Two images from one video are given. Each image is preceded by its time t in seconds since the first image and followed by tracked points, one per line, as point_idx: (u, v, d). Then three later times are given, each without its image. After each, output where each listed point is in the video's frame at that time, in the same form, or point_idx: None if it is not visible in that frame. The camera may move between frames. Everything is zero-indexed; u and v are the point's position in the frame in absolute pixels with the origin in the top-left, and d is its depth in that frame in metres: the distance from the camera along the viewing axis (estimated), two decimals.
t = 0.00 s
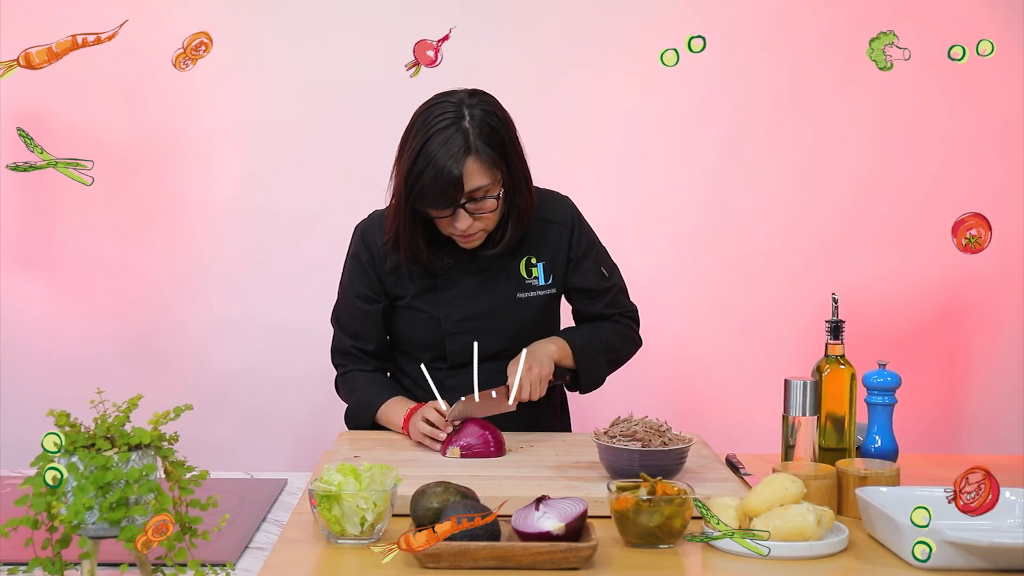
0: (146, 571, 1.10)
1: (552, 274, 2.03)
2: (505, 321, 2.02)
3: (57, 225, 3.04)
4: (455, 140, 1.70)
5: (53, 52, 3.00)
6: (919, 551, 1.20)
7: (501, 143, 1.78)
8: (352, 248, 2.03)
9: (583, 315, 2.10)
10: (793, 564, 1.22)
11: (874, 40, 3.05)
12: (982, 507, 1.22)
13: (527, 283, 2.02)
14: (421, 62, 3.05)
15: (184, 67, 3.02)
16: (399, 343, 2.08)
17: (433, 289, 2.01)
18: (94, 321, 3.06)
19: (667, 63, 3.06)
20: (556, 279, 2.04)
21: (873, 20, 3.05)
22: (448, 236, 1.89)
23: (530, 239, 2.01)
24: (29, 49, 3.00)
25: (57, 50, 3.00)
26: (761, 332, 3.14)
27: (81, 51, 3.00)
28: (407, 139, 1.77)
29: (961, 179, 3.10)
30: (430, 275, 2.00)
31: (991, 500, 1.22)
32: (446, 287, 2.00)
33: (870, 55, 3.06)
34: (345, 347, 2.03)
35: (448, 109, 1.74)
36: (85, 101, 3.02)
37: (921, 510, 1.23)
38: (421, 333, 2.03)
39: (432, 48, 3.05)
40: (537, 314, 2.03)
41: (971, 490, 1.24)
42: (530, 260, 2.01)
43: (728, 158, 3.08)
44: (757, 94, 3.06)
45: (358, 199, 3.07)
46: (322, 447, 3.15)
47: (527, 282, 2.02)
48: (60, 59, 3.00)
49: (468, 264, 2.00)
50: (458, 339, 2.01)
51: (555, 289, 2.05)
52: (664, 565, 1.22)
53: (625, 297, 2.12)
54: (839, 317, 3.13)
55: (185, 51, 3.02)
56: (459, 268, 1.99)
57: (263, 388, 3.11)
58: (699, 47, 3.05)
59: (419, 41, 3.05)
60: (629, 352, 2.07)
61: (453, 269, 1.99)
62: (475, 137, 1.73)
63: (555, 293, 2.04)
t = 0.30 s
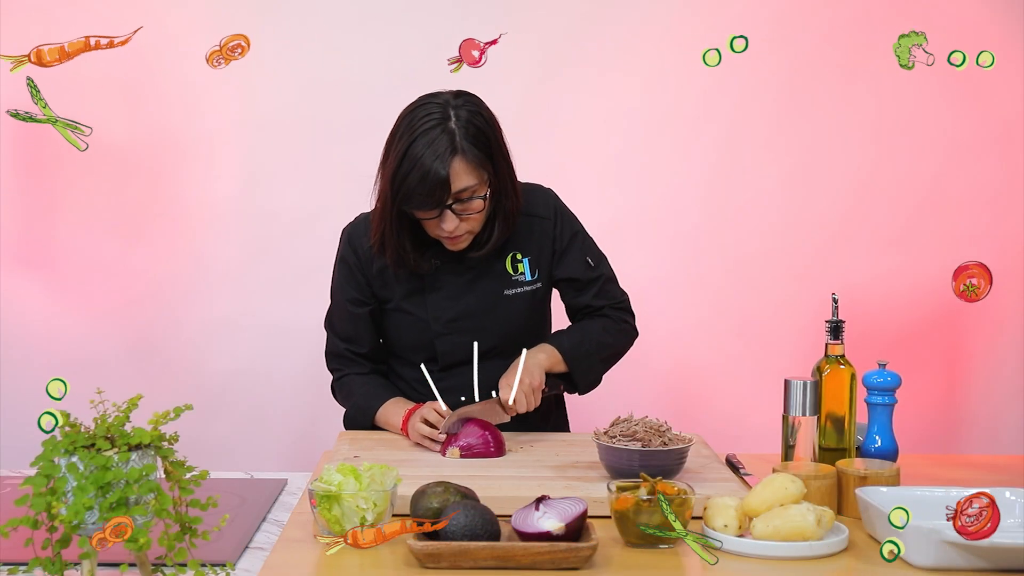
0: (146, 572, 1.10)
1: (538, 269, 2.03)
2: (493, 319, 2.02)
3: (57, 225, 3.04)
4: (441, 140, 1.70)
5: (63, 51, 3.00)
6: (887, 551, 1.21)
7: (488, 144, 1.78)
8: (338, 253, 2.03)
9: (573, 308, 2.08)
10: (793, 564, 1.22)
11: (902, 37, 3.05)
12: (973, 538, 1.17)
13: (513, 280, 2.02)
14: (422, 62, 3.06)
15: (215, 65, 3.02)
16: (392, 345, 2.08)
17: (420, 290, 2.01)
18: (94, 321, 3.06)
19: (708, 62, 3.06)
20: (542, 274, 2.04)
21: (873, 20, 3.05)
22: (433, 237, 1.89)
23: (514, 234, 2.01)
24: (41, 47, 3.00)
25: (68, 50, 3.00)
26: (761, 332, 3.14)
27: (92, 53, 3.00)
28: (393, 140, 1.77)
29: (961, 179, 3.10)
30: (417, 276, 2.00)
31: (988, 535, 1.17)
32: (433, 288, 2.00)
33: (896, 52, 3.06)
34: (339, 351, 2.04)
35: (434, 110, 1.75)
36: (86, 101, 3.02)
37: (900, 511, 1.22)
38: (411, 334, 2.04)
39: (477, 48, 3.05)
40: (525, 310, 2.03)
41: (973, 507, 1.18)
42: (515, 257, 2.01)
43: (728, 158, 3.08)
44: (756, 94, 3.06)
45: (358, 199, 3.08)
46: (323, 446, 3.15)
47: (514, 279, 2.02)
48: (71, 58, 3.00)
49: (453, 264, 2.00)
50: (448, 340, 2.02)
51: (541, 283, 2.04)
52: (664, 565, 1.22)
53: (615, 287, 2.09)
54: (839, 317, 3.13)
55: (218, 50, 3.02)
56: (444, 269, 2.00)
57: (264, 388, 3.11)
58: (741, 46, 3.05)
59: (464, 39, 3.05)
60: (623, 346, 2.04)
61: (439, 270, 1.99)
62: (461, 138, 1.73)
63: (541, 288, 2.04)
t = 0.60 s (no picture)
0: (146, 572, 1.10)
1: (524, 264, 2.03)
2: (482, 317, 2.02)
3: (57, 225, 3.04)
4: (435, 137, 1.70)
5: (78, 52, 3.01)
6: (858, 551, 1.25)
7: (480, 141, 1.78)
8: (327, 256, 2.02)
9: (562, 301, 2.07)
10: (793, 564, 1.22)
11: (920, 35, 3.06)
12: (968, 551, 1.17)
13: (500, 277, 2.02)
14: (422, 62, 3.06)
15: (246, 63, 3.03)
16: (384, 347, 2.08)
17: (408, 291, 2.01)
18: (94, 321, 3.06)
19: (742, 63, 3.06)
20: (529, 269, 2.04)
21: (873, 20, 3.05)
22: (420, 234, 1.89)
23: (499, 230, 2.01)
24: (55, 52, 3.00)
25: (83, 50, 3.00)
26: (761, 332, 3.14)
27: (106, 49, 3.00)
28: (384, 135, 1.76)
29: (961, 179, 3.10)
30: (404, 276, 2.00)
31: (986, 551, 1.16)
32: (421, 288, 2.00)
33: (914, 47, 3.06)
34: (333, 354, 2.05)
35: (426, 106, 1.74)
36: (85, 101, 3.02)
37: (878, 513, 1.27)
38: (402, 336, 2.03)
39: (518, 49, 3.06)
40: (514, 305, 2.03)
41: (974, 519, 1.17)
42: (502, 253, 2.01)
43: (728, 158, 3.08)
44: (757, 94, 3.06)
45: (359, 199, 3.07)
46: (324, 446, 3.15)
47: (500, 275, 2.01)
48: (86, 59, 3.01)
49: (440, 263, 2.00)
50: (437, 340, 2.02)
51: (528, 278, 2.04)
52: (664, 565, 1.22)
53: (604, 278, 2.08)
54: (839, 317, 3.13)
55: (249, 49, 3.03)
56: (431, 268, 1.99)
57: (264, 388, 3.11)
58: (774, 47, 3.05)
59: (504, 37, 3.05)
60: (616, 340, 2.03)
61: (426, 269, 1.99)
62: (455, 135, 1.73)
63: (528, 283, 2.04)
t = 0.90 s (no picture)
0: (146, 572, 1.10)
1: (520, 259, 2.04)
2: (479, 313, 2.02)
3: (57, 225, 3.04)
4: (438, 131, 1.71)
5: (97, 50, 3.01)
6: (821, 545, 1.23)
7: (480, 135, 1.79)
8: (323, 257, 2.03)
9: (556, 296, 2.07)
10: (792, 564, 1.22)
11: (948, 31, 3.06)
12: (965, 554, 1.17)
13: (497, 271, 2.02)
14: (422, 62, 3.06)
15: (246, 63, 3.03)
16: (382, 347, 2.08)
17: (406, 289, 2.01)
18: (94, 321, 3.06)
19: (780, 63, 3.06)
20: (524, 264, 2.04)
21: (873, 19, 3.05)
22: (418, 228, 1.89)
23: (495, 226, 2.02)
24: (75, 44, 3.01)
25: (103, 50, 3.01)
26: (761, 332, 3.14)
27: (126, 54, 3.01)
28: (384, 128, 1.76)
29: (961, 179, 3.10)
30: (401, 274, 2.01)
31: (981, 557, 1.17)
32: (418, 286, 2.01)
33: (936, 42, 3.06)
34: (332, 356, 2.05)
35: (426, 99, 1.74)
36: (86, 102, 3.02)
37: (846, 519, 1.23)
38: (400, 334, 2.03)
39: (562, 49, 3.05)
40: (511, 299, 2.03)
41: (978, 524, 1.17)
42: (498, 247, 2.02)
43: (728, 158, 3.08)
44: (756, 94, 3.06)
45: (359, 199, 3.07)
46: (324, 446, 3.15)
47: (497, 269, 2.02)
48: (105, 58, 3.01)
49: (437, 260, 2.00)
50: (435, 337, 2.02)
51: (524, 273, 2.05)
52: (664, 565, 1.22)
53: (595, 274, 2.08)
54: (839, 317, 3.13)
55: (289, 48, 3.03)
56: (427, 265, 2.00)
57: (263, 388, 3.11)
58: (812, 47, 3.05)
59: (552, 36, 3.05)
60: (609, 334, 2.02)
61: (422, 266, 1.99)
62: (457, 128, 1.74)
63: (524, 278, 2.05)
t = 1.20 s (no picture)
0: (146, 572, 1.10)
1: (516, 257, 2.04)
2: (474, 308, 2.01)
3: (57, 225, 3.04)
4: (442, 112, 1.72)
5: (118, 52, 3.01)
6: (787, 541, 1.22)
7: (483, 120, 1.80)
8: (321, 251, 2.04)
9: (551, 297, 2.07)
10: (792, 564, 1.22)
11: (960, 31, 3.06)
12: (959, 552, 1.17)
13: (492, 269, 2.02)
14: (422, 62, 3.06)
15: (246, 63, 3.03)
16: (379, 343, 2.08)
17: (402, 283, 2.02)
18: (94, 321, 3.07)
19: (811, 63, 3.06)
20: (520, 263, 2.04)
21: (872, 19, 3.05)
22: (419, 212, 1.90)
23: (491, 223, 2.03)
24: (96, 52, 3.00)
25: (123, 51, 3.01)
26: (761, 331, 3.14)
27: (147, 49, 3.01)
28: (387, 111, 1.77)
29: (961, 179, 3.10)
30: (397, 267, 2.01)
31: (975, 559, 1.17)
32: (414, 280, 2.01)
33: (947, 39, 3.06)
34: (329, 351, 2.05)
35: (430, 83, 1.76)
36: (86, 102, 3.02)
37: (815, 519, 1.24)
38: (395, 329, 2.04)
39: (598, 49, 3.05)
40: (505, 296, 2.03)
41: (977, 525, 1.17)
42: (493, 245, 2.02)
43: (728, 158, 3.08)
44: (756, 94, 3.06)
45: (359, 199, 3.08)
46: (324, 446, 3.16)
47: (492, 267, 2.02)
48: (127, 58, 3.01)
49: (433, 254, 2.00)
50: (429, 331, 2.01)
51: (520, 272, 2.05)
52: (664, 565, 1.22)
53: (590, 278, 2.08)
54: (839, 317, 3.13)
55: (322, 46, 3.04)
56: (423, 259, 2.00)
57: (263, 387, 3.11)
58: (841, 46, 3.05)
59: (589, 36, 3.05)
60: (603, 340, 2.02)
61: (418, 260, 2.00)
62: (461, 110, 1.75)
63: (520, 277, 2.04)
